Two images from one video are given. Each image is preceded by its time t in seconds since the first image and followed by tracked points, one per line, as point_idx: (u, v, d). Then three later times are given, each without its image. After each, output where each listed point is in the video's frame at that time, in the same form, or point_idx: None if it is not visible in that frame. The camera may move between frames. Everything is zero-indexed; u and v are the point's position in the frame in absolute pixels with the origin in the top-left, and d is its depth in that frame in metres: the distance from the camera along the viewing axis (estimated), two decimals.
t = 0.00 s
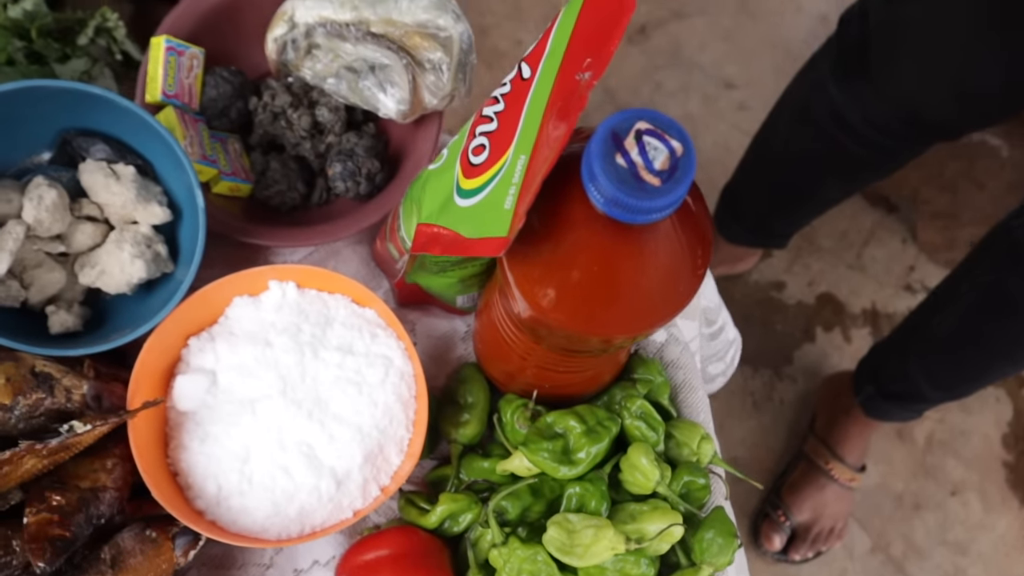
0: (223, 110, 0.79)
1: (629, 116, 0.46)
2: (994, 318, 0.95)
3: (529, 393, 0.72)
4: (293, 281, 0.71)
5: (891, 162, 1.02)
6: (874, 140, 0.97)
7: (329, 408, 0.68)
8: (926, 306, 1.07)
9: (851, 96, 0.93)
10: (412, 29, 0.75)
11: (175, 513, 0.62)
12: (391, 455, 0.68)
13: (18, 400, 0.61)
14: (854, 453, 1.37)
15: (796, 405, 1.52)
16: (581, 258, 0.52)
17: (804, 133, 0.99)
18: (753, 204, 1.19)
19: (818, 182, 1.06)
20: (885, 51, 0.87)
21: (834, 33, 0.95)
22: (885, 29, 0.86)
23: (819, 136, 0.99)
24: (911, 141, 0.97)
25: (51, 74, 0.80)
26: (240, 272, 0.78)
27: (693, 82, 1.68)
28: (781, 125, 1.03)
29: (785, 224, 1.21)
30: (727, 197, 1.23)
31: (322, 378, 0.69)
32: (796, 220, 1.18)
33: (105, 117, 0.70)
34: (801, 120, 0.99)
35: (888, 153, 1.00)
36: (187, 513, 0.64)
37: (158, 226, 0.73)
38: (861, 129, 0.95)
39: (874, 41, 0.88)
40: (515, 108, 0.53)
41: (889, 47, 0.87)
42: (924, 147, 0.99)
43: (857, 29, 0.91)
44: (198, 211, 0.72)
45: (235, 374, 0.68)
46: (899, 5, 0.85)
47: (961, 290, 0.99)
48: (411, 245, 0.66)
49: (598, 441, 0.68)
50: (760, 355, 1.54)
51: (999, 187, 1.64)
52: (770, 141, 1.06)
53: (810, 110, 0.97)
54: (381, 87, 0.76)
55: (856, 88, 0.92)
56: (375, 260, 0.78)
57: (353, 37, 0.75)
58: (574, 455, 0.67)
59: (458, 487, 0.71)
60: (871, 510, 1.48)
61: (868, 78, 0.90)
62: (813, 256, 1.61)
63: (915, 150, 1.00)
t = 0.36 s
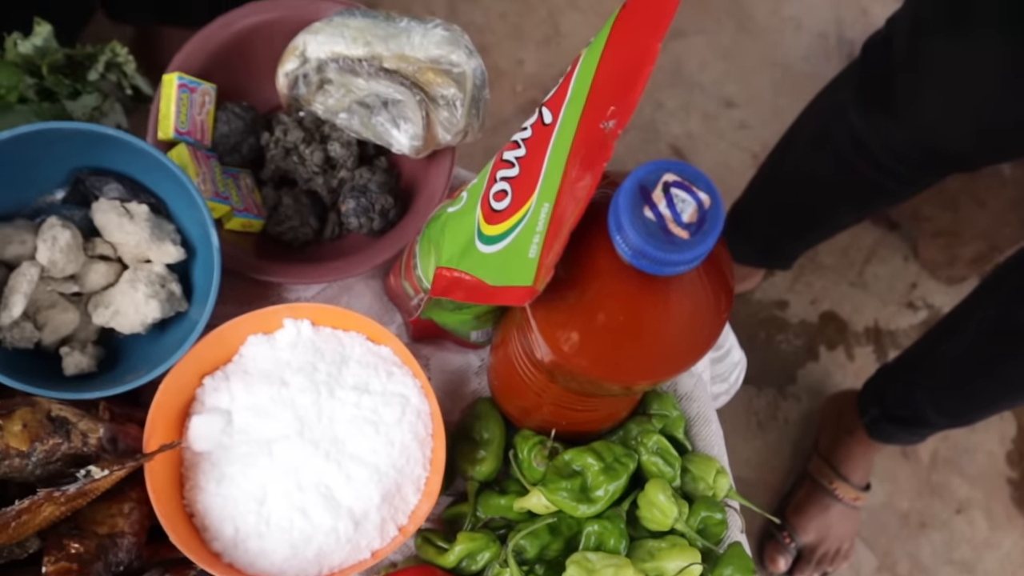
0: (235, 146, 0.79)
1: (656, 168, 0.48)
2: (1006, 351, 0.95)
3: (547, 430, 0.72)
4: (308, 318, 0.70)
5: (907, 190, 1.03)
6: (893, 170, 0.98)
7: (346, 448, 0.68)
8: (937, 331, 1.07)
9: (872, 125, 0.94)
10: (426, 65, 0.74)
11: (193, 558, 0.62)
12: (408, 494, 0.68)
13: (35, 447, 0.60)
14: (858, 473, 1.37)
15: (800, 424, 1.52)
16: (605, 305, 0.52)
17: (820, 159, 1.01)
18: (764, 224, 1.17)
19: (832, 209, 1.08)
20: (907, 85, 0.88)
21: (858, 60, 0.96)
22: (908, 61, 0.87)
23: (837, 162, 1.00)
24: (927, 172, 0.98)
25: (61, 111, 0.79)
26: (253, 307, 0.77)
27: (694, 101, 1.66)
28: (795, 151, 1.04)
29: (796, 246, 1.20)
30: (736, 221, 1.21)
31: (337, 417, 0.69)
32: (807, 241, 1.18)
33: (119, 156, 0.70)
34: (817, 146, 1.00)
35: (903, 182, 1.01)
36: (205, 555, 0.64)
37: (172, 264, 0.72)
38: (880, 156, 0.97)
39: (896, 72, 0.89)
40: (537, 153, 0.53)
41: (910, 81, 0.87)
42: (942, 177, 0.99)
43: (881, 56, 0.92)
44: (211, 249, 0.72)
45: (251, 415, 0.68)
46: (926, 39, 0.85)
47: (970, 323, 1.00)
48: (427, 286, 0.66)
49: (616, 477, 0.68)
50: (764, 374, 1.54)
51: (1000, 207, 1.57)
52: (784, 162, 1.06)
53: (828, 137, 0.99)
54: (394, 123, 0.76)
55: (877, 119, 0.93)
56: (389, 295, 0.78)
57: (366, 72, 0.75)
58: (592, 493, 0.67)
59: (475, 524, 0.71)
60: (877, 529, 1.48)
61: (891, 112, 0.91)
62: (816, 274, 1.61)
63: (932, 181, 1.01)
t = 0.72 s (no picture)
0: (244, 175, 0.79)
1: (669, 209, 0.51)
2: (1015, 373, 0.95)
3: (557, 459, 0.73)
4: (316, 347, 0.71)
5: (916, 212, 1.04)
6: (905, 191, 0.98)
7: (356, 478, 0.69)
8: (942, 355, 1.08)
9: (885, 145, 0.94)
10: (434, 96, 0.73)
11: None
12: (418, 523, 0.69)
13: (47, 479, 0.60)
14: (862, 493, 1.37)
15: (804, 443, 1.52)
16: (618, 338, 0.52)
17: (835, 177, 1.01)
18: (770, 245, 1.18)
19: (841, 230, 1.08)
20: (928, 113, 0.88)
21: (873, 83, 0.97)
22: (928, 88, 0.87)
23: (852, 181, 1.00)
24: (936, 196, 0.99)
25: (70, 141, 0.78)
26: (262, 335, 0.78)
27: (696, 120, 1.66)
28: (809, 169, 1.04)
29: (801, 265, 1.20)
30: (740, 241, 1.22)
31: (348, 446, 0.70)
32: (812, 262, 1.18)
33: (130, 187, 0.70)
34: (833, 163, 1.01)
35: (913, 203, 1.01)
36: None
37: (182, 294, 0.73)
38: (893, 178, 0.97)
39: (914, 97, 0.89)
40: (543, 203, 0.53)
41: (929, 109, 0.88)
42: (950, 204, 1.01)
43: (896, 82, 0.92)
44: (221, 280, 0.72)
45: (261, 446, 0.69)
46: (944, 62, 0.85)
47: (982, 346, 1.00)
48: (435, 316, 0.67)
49: (625, 505, 0.68)
50: (767, 392, 1.54)
51: (1003, 224, 1.49)
52: (795, 183, 1.07)
53: (842, 154, 0.99)
54: (402, 153, 0.77)
55: (890, 140, 0.93)
56: (396, 323, 0.79)
57: (374, 102, 0.74)
58: (602, 522, 0.68)
59: (484, 552, 0.71)
60: (881, 548, 1.48)
61: (903, 134, 0.92)
62: (818, 292, 1.62)
63: (943, 202, 1.00)
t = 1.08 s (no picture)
0: (246, 180, 0.79)
1: (684, 211, 0.50)
2: None
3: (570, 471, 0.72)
4: (328, 359, 0.70)
5: (915, 226, 1.04)
6: (905, 203, 0.99)
7: (367, 490, 0.69)
8: (947, 363, 1.08)
9: (886, 161, 0.94)
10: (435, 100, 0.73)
11: None
12: (430, 535, 0.68)
13: (59, 491, 0.60)
14: (869, 505, 1.36)
15: (809, 454, 1.52)
16: (635, 345, 0.53)
17: (834, 190, 1.01)
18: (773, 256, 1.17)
19: (842, 242, 1.08)
20: (926, 124, 0.88)
21: (871, 96, 0.97)
22: (926, 99, 0.87)
23: (851, 194, 1.00)
24: (936, 207, 0.99)
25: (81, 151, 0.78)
26: (273, 346, 0.77)
27: (699, 131, 1.66)
28: (811, 182, 1.04)
29: (806, 278, 1.20)
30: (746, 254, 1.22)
31: (359, 458, 0.69)
32: (815, 275, 1.18)
33: (140, 196, 0.70)
34: (833, 176, 1.00)
35: (915, 216, 1.01)
36: None
37: (191, 304, 0.72)
38: (893, 188, 0.97)
39: (914, 107, 0.89)
40: (494, 108, 0.54)
41: (928, 120, 0.87)
42: (951, 216, 1.01)
43: (897, 93, 0.92)
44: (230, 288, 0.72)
45: (272, 457, 0.68)
46: (943, 75, 0.85)
47: (986, 353, 1.00)
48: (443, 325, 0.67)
49: (640, 518, 0.68)
50: (772, 404, 1.54)
51: (1008, 236, 1.50)
52: (796, 197, 1.07)
53: (842, 166, 0.99)
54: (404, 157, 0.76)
55: (891, 154, 0.93)
56: (406, 336, 0.78)
57: (375, 105, 0.74)
58: (616, 535, 0.67)
59: (497, 565, 0.71)
60: (887, 560, 1.47)
61: (904, 148, 0.92)
62: (822, 304, 1.61)
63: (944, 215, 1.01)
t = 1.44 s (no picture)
0: (251, 184, 0.79)
1: (699, 223, 0.50)
2: None
3: (577, 478, 0.72)
4: (333, 365, 0.70)
5: (915, 228, 1.04)
6: (907, 205, 0.99)
7: (373, 496, 0.68)
8: (953, 363, 1.08)
9: (886, 163, 0.94)
10: (442, 106, 0.73)
11: None
12: (436, 542, 0.68)
13: (63, 497, 0.59)
14: (873, 511, 1.36)
15: (813, 461, 1.52)
16: (644, 355, 0.52)
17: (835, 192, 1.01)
18: (782, 267, 1.17)
19: (844, 246, 1.08)
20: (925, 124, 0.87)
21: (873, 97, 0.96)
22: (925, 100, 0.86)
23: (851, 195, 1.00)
24: (937, 210, 0.98)
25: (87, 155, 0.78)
26: (278, 351, 0.77)
27: (702, 137, 1.66)
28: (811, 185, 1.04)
29: (808, 283, 1.20)
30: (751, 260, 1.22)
31: (365, 464, 0.69)
32: (819, 280, 1.18)
33: (145, 200, 0.70)
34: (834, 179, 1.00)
35: (916, 219, 1.01)
36: None
37: (196, 308, 0.72)
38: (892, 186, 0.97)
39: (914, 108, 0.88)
40: (519, 122, 0.55)
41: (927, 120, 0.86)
42: (953, 217, 1.00)
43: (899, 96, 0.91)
44: (235, 293, 0.71)
45: (277, 463, 0.68)
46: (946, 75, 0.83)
47: (988, 355, 1.00)
48: (442, 338, 0.66)
49: (645, 525, 0.67)
50: (776, 411, 1.54)
51: (1011, 244, 1.49)
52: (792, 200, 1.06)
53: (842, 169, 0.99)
54: (411, 162, 0.76)
55: (891, 156, 0.93)
56: (411, 342, 0.78)
57: (381, 111, 0.74)
58: (622, 542, 0.67)
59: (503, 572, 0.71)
60: (891, 567, 1.47)
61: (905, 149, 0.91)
62: (826, 310, 1.61)
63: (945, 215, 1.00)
